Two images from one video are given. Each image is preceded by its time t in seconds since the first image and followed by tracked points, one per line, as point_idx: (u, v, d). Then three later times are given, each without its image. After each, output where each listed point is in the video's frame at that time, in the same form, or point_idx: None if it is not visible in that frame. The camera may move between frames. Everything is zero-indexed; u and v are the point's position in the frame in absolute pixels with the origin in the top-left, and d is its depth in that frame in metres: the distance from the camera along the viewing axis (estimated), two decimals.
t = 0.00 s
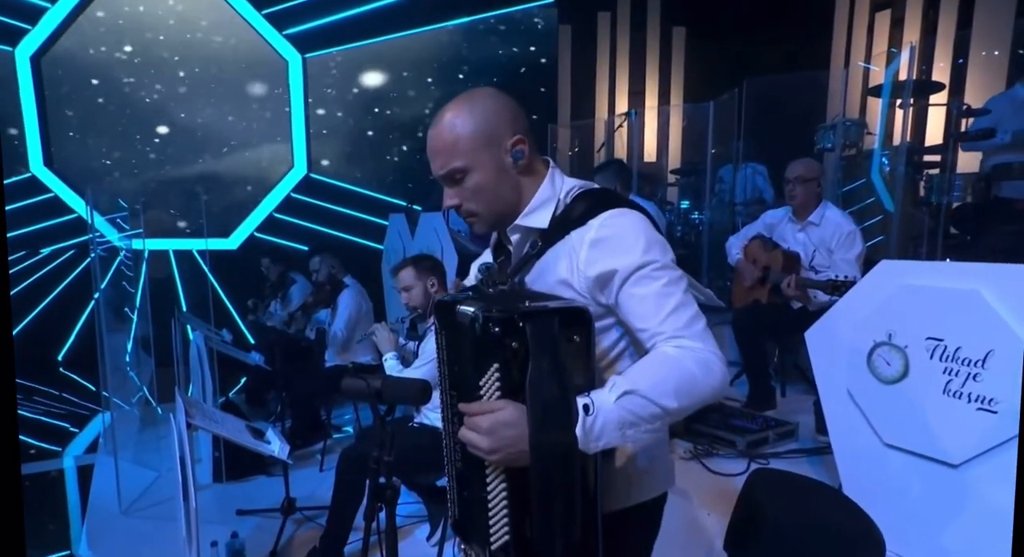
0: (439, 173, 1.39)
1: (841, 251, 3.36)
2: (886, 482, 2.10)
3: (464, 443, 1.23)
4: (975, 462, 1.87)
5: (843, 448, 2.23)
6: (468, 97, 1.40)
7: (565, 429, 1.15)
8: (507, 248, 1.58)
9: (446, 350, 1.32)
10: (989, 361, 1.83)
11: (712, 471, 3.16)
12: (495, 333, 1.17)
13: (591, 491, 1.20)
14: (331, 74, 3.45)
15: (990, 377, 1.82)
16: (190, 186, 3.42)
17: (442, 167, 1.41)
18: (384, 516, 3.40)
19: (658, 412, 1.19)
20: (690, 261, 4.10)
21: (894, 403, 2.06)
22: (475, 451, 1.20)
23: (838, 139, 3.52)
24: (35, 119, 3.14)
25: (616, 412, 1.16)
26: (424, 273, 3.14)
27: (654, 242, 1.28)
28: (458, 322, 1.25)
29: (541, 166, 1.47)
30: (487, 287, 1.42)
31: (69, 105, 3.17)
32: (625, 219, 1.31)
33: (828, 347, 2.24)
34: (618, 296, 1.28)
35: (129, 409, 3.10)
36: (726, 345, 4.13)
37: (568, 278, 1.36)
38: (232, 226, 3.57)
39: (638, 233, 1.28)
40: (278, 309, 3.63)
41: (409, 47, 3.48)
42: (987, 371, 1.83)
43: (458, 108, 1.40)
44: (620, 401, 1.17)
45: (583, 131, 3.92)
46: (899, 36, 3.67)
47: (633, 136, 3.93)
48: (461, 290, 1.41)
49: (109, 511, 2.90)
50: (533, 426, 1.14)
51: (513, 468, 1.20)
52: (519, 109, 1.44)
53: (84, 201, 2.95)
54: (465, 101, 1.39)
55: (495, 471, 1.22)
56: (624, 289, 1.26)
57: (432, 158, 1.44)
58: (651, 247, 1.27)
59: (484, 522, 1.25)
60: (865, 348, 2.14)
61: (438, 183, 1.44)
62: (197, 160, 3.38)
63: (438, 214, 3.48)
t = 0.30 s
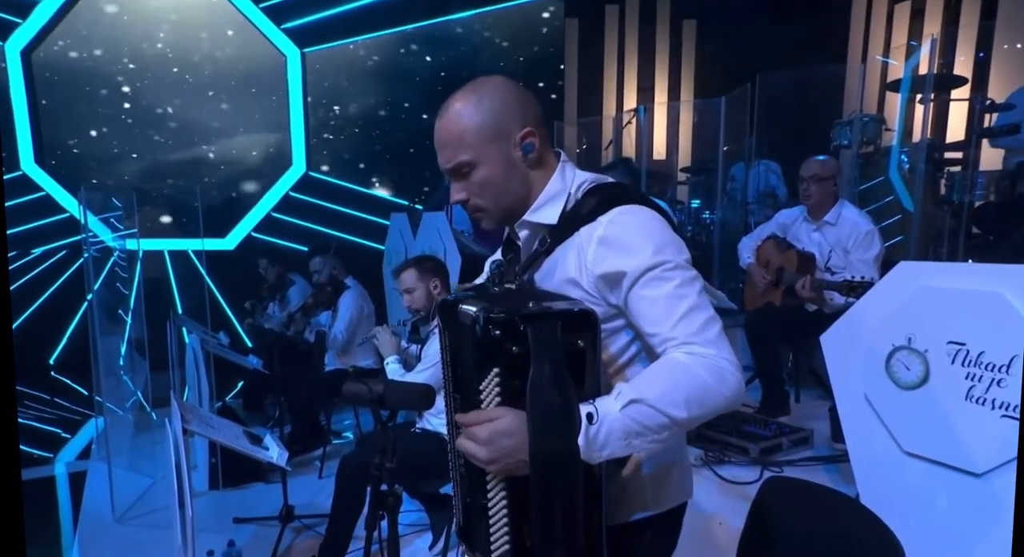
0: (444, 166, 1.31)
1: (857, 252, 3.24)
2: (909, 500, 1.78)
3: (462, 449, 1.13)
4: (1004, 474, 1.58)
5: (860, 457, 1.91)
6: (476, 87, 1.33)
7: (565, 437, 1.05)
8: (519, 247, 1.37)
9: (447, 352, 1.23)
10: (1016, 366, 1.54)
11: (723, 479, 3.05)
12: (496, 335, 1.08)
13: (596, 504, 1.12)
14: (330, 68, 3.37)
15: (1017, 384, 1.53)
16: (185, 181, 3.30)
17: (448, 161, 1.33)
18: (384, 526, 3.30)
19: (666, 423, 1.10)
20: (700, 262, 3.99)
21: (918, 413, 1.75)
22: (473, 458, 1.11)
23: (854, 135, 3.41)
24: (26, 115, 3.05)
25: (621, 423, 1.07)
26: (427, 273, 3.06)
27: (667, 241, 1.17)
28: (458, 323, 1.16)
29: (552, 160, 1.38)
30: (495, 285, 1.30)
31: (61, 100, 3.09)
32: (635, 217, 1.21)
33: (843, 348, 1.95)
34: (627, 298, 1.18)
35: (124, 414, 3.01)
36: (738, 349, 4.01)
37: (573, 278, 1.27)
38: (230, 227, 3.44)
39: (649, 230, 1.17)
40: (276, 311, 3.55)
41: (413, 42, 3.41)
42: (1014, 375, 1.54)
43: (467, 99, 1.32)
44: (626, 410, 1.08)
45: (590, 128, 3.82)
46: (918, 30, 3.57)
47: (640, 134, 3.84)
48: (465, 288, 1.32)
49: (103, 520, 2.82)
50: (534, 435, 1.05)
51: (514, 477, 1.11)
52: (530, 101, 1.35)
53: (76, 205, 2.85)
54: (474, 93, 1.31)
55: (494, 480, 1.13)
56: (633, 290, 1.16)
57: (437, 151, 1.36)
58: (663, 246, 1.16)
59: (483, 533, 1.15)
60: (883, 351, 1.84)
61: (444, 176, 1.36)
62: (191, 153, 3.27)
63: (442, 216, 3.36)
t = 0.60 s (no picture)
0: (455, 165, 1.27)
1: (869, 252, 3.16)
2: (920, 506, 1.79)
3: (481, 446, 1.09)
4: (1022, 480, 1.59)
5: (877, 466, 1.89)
6: (489, 87, 1.28)
7: (598, 437, 1.04)
8: (528, 245, 1.35)
9: (465, 349, 1.18)
10: None
11: (732, 486, 2.96)
12: (527, 332, 1.04)
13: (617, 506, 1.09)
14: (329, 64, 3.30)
15: None
16: (179, 178, 3.22)
17: (458, 161, 1.29)
18: (383, 534, 3.21)
19: (691, 427, 1.09)
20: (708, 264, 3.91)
21: (931, 417, 1.76)
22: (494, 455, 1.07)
23: (867, 133, 3.32)
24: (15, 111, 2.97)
25: (648, 426, 1.06)
26: (428, 274, 2.97)
27: (688, 247, 1.16)
28: (482, 319, 1.12)
29: (565, 159, 1.34)
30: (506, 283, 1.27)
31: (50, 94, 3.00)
32: (655, 220, 1.19)
33: (856, 353, 1.93)
34: (646, 303, 1.16)
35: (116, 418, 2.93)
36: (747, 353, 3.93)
37: (588, 279, 1.24)
38: (224, 226, 3.35)
39: (671, 235, 1.16)
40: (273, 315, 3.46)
41: (415, 39, 3.34)
42: None
43: (478, 96, 1.27)
44: (654, 414, 1.07)
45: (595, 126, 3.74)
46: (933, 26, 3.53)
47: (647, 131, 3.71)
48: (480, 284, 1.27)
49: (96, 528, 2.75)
50: (563, 434, 1.02)
51: (536, 477, 1.08)
52: (542, 101, 1.31)
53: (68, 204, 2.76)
54: (485, 90, 1.27)
55: (511, 481, 1.09)
56: (655, 295, 1.14)
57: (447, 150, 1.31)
58: (685, 252, 1.15)
59: (492, 534, 1.11)
60: (896, 354, 1.84)
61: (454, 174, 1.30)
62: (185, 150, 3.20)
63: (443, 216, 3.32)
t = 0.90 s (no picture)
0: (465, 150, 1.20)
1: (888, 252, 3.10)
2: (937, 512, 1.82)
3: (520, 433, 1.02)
4: None
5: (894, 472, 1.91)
6: (501, 73, 1.21)
7: (639, 419, 1.02)
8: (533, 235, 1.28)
9: (480, 338, 1.08)
10: None
11: (745, 494, 2.85)
12: (565, 311, 1.00)
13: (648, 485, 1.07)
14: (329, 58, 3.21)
15: None
16: (176, 176, 3.16)
17: (467, 145, 1.22)
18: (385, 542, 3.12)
19: (722, 410, 1.07)
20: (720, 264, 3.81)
21: (951, 426, 1.75)
22: (536, 439, 1.01)
23: (885, 129, 3.18)
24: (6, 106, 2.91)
25: (684, 407, 1.05)
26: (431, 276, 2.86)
27: (702, 234, 1.13)
28: (508, 303, 1.04)
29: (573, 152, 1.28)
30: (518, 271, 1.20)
31: (46, 91, 2.94)
32: (668, 209, 1.16)
33: (872, 355, 1.94)
34: (664, 294, 1.12)
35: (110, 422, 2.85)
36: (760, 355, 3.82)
37: (601, 267, 1.19)
38: (221, 225, 3.28)
39: (685, 224, 1.13)
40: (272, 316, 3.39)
41: (418, 33, 3.25)
42: None
43: (490, 82, 1.21)
44: (689, 395, 1.05)
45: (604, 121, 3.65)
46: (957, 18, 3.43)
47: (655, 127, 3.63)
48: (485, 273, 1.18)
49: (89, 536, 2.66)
50: (608, 410, 1.00)
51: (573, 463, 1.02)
52: (556, 90, 1.25)
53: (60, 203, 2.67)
54: (498, 76, 1.21)
55: (546, 469, 1.03)
56: (674, 287, 1.10)
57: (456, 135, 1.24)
58: (698, 239, 1.12)
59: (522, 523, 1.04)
60: (916, 357, 1.83)
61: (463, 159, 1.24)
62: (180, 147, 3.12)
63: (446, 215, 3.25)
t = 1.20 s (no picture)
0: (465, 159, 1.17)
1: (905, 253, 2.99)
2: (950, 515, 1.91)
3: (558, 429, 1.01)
4: None
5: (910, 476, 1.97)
6: (498, 78, 1.18)
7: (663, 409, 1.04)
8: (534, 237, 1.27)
9: (500, 336, 1.08)
10: None
11: (758, 500, 2.76)
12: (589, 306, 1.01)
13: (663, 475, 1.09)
14: (330, 54, 3.14)
15: None
16: (173, 175, 3.08)
17: (464, 155, 1.19)
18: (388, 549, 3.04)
19: (733, 405, 1.11)
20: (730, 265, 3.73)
21: (970, 429, 1.83)
22: (570, 433, 1.01)
23: (903, 125, 3.08)
24: None
25: (702, 400, 1.08)
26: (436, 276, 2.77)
27: (708, 241, 1.17)
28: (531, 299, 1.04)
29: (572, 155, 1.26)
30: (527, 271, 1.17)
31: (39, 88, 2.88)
32: (676, 212, 1.18)
33: (886, 359, 2.00)
34: (674, 293, 1.15)
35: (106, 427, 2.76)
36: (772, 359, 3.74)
37: (610, 268, 1.20)
38: (218, 224, 3.21)
39: (692, 227, 1.16)
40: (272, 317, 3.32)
41: (421, 28, 3.18)
42: None
43: (485, 87, 1.18)
44: (706, 388, 1.09)
45: (612, 118, 3.58)
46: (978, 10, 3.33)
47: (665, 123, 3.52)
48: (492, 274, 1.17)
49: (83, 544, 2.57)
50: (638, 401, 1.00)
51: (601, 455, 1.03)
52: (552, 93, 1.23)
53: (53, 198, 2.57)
54: (493, 82, 1.18)
55: (575, 461, 1.04)
56: (685, 286, 1.13)
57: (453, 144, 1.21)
58: (706, 245, 1.16)
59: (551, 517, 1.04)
60: (936, 361, 1.90)
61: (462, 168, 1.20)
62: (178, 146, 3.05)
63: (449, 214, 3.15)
